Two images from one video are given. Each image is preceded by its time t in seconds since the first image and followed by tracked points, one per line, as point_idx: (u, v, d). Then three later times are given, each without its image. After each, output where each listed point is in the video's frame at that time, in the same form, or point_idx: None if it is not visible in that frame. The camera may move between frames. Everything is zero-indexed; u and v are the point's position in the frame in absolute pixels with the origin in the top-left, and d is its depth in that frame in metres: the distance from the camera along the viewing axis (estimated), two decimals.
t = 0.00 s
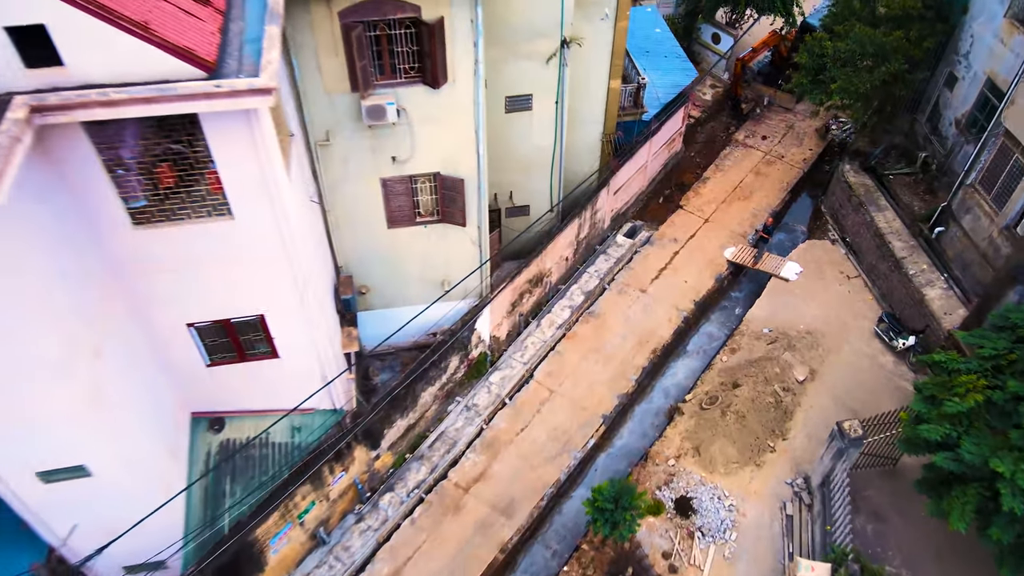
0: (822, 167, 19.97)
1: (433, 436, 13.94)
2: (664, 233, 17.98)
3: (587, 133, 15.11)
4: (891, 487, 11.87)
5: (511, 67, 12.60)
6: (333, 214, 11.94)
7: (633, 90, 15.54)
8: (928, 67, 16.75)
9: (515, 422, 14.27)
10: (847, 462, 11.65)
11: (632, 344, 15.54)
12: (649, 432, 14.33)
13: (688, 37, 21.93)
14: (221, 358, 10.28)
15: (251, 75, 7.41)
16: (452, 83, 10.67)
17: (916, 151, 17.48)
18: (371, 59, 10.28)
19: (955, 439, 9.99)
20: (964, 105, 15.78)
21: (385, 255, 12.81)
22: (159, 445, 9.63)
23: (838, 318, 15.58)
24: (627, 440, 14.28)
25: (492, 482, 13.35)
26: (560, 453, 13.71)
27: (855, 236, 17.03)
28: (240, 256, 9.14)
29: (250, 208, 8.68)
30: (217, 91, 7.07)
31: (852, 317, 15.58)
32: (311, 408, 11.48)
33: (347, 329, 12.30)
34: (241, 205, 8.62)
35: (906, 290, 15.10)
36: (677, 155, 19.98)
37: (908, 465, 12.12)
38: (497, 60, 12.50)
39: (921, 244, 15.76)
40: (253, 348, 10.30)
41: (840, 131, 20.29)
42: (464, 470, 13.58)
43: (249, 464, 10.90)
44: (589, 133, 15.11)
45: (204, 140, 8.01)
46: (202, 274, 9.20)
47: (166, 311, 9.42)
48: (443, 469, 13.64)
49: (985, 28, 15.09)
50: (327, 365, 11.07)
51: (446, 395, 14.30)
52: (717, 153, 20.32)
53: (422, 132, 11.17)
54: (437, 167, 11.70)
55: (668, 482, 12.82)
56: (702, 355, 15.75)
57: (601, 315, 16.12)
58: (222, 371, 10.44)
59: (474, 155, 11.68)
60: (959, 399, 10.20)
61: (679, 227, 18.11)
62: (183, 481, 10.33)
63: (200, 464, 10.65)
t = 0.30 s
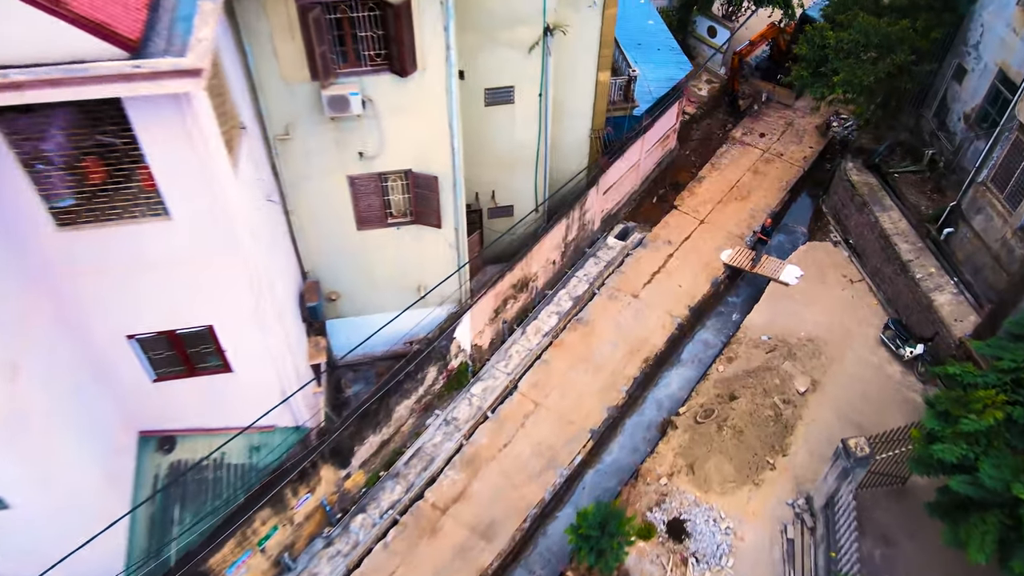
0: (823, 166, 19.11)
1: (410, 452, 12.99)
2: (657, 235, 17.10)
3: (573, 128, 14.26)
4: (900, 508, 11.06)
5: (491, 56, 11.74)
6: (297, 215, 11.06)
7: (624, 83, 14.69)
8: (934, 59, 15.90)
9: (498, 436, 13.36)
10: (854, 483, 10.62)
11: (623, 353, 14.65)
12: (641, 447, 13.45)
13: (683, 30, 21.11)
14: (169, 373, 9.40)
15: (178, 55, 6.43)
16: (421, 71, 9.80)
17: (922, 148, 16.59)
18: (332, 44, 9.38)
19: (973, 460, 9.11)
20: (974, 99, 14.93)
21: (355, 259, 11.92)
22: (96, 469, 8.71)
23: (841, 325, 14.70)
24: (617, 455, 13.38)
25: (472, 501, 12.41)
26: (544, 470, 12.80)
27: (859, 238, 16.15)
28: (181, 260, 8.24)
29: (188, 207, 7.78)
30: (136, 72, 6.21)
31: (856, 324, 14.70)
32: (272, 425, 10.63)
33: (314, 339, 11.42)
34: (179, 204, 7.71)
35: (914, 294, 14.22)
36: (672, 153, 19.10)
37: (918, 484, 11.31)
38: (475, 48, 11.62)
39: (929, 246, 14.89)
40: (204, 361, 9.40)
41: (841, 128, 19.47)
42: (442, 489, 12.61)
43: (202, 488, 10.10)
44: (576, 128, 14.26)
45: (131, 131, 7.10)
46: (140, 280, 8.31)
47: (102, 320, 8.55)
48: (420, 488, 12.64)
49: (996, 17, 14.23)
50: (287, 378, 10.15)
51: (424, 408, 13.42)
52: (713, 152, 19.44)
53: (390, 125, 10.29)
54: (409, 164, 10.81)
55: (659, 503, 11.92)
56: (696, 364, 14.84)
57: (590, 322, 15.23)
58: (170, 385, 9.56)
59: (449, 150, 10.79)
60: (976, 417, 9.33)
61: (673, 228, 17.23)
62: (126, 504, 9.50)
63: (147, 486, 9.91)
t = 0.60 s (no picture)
0: (823, 167, 18.15)
1: (378, 477, 11.80)
2: (647, 241, 16.12)
3: (556, 127, 13.28)
4: (911, 540, 10.09)
5: (462, 48, 10.78)
6: (248, 221, 10.06)
7: (610, 79, 13.74)
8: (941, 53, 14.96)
9: (474, 459, 12.34)
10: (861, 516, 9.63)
11: (610, 368, 13.65)
12: (629, 470, 12.44)
13: (676, 26, 20.18)
14: (95, 399, 8.41)
15: (65, 34, 5.40)
16: (379, 62, 8.81)
17: (928, 148, 15.62)
18: (277, 31, 8.40)
19: (996, 496, 8.12)
20: (984, 95, 13.98)
21: (315, 269, 10.92)
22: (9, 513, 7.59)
23: (844, 337, 13.72)
24: (603, 479, 12.37)
25: (444, 532, 11.29)
26: (524, 497, 11.77)
27: (862, 243, 15.17)
28: (98, 274, 7.20)
29: (101, 215, 6.75)
30: (10, 52, 5.17)
31: (860, 337, 13.72)
32: (217, 455, 9.55)
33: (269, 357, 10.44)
34: (90, 212, 6.69)
35: (922, 305, 13.25)
36: (664, 155, 18.13)
37: (929, 514, 10.35)
38: (445, 39, 10.65)
39: (937, 252, 13.90)
40: (135, 387, 8.42)
41: (841, 127, 18.53)
42: (412, 519, 11.45)
43: (135, 527, 9.05)
44: (560, 127, 13.29)
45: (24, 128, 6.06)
46: (52, 297, 7.24)
47: (10, 343, 7.47)
48: (389, 517, 11.46)
49: (1008, 7, 13.29)
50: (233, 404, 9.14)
51: (393, 430, 12.40)
52: (708, 152, 18.47)
53: (347, 122, 9.30)
54: (370, 165, 9.82)
55: (648, 535, 10.92)
56: (689, 380, 13.84)
57: (575, 335, 14.24)
58: (99, 413, 8.56)
59: (414, 150, 9.80)
60: (999, 446, 8.36)
61: (665, 233, 16.25)
62: (49, 541, 8.45)
63: (74, 522, 8.82)
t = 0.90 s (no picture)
0: (823, 169, 17.11)
1: (338, 510, 10.72)
2: (635, 248, 15.05)
3: (534, 125, 12.26)
4: None
5: (424, 38, 9.78)
6: (182, 233, 8.99)
7: (593, 74, 12.57)
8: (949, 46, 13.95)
9: (443, 490, 11.24)
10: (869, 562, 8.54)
11: (594, 388, 12.59)
12: (613, 500, 11.36)
13: (667, 20, 19.10)
14: None
15: None
16: (321, 52, 7.75)
17: (935, 148, 14.59)
18: (202, 16, 7.32)
19: None
20: (998, 92, 12.98)
21: (262, 285, 9.85)
22: None
23: (847, 354, 12.67)
24: (585, 511, 11.29)
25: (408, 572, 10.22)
26: (496, 533, 10.69)
27: (865, 251, 14.12)
28: None
29: None
30: None
31: (864, 353, 12.67)
32: (141, 497, 8.57)
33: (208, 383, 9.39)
34: None
35: (931, 318, 12.22)
36: (653, 156, 17.09)
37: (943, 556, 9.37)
38: (404, 28, 9.64)
39: (947, 261, 12.87)
40: (36, 426, 7.27)
41: (842, 127, 17.52)
42: (374, 557, 10.37)
43: None
44: (537, 127, 12.27)
45: None
46: None
47: None
48: (348, 556, 10.39)
49: None
50: (156, 440, 8.25)
51: (355, 457, 11.36)
52: (700, 153, 17.42)
53: (288, 121, 8.23)
54: (317, 169, 8.75)
55: None
56: (679, 400, 12.81)
57: (557, 351, 13.18)
58: None
59: (366, 151, 8.75)
60: None
61: (655, 240, 15.19)
62: None
63: None
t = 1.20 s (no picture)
0: (823, 171, 16.02)
1: (286, 554, 9.62)
2: (620, 258, 13.96)
3: (502, 125, 11.25)
4: None
5: (373, 29, 8.69)
6: (93, 250, 7.88)
7: (569, 70, 11.43)
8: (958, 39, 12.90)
9: (403, 529, 10.11)
10: None
11: (571, 414, 11.51)
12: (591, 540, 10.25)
13: (656, 14, 18.01)
14: None
15: None
16: (238, 43, 6.64)
17: (943, 150, 13.54)
18: None
19: None
20: (1013, 89, 11.94)
21: (192, 307, 8.73)
22: None
23: (848, 376, 11.60)
24: (560, 553, 10.19)
25: None
26: None
27: (868, 262, 13.04)
28: None
29: None
30: None
31: (868, 374, 11.60)
32: (42, 556, 7.33)
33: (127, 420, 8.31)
34: None
35: (941, 337, 11.15)
36: (641, 158, 15.99)
37: None
38: (349, 16, 8.52)
39: (958, 273, 11.83)
40: None
41: (842, 127, 16.52)
42: None
43: None
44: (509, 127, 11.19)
45: None
46: None
47: None
48: None
49: None
50: (49, 493, 7.11)
51: (305, 492, 10.32)
52: (692, 155, 16.32)
53: (206, 123, 7.12)
54: (245, 178, 7.63)
55: None
56: (666, 426, 11.73)
57: (533, 372, 12.11)
58: None
59: (301, 159, 7.64)
60: None
61: (641, 249, 14.10)
62: None
63: None
